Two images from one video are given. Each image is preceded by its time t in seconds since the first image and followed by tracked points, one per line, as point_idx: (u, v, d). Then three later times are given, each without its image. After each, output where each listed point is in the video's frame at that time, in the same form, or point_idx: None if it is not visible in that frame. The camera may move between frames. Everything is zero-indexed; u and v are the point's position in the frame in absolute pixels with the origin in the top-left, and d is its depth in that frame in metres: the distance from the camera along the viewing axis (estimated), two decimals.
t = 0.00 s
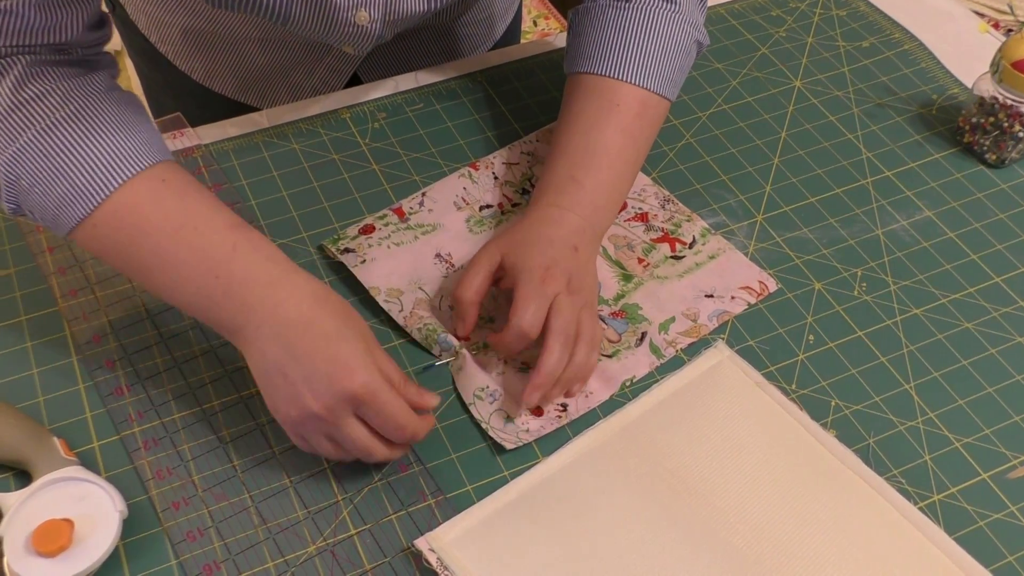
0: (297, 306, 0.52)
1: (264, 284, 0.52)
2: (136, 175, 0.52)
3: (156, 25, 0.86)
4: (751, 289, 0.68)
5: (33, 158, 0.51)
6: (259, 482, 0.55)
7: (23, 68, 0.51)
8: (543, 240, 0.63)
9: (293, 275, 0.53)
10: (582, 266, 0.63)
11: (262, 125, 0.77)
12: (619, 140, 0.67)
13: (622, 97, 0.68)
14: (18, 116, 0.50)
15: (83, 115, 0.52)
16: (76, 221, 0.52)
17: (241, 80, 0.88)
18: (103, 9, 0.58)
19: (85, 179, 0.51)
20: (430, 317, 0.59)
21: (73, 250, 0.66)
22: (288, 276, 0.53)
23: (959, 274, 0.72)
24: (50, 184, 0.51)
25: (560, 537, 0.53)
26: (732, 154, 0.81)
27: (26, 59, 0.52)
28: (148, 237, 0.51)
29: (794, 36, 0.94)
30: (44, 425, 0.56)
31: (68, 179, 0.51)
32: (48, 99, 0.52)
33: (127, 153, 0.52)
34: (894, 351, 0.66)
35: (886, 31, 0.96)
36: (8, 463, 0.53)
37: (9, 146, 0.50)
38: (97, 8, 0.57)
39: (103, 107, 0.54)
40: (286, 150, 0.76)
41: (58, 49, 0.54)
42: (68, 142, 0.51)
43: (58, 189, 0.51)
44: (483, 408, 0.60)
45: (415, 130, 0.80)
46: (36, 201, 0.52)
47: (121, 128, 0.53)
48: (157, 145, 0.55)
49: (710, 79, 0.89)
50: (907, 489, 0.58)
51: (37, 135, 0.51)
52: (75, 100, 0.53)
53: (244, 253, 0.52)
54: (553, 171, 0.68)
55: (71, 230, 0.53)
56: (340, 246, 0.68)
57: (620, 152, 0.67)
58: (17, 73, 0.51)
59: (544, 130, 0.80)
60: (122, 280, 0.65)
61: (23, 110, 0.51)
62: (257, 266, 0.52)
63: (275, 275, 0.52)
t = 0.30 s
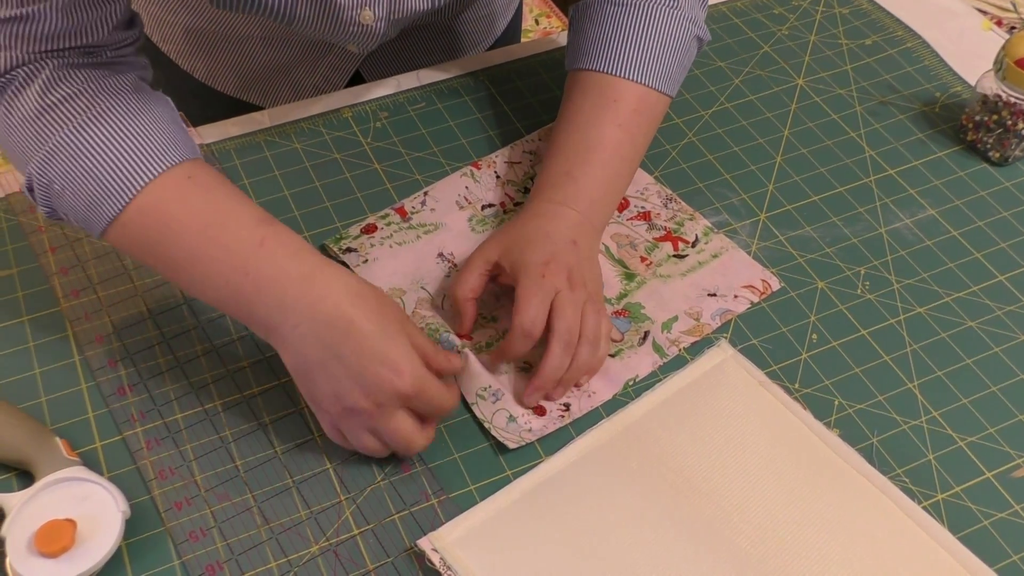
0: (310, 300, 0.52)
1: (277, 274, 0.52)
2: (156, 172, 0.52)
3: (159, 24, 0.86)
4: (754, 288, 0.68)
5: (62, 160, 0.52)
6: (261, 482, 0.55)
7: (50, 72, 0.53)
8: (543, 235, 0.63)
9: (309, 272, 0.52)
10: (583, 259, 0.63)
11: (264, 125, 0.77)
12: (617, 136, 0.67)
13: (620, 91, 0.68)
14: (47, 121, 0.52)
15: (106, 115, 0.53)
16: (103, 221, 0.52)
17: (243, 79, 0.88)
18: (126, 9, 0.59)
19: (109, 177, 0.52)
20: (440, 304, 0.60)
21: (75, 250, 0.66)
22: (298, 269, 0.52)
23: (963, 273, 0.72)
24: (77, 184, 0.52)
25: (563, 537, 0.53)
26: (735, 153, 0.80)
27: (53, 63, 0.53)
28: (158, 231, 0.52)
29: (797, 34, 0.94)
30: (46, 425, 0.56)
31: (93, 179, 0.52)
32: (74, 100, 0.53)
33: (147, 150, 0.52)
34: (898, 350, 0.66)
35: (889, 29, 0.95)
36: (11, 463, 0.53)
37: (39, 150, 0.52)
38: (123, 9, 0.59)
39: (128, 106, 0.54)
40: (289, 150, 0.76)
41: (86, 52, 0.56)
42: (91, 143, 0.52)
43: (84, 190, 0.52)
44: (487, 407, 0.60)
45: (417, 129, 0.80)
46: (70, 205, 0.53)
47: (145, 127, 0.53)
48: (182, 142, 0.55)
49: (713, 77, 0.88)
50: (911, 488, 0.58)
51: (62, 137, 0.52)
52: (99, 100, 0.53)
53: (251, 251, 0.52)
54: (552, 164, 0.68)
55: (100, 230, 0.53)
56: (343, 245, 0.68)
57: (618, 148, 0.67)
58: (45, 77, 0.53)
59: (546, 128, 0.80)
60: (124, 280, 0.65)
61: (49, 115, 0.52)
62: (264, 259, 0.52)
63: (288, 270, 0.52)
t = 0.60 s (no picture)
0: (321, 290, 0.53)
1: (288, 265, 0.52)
2: (211, 165, 0.52)
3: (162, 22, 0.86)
4: (757, 286, 0.68)
5: (116, 159, 0.51)
6: (263, 481, 0.55)
7: (96, 72, 0.52)
8: (543, 234, 0.63)
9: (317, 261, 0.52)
10: (583, 258, 0.63)
11: (266, 123, 0.77)
12: (617, 135, 0.67)
13: (621, 90, 0.68)
14: (98, 121, 0.51)
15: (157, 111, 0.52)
16: (162, 217, 0.52)
17: (246, 77, 0.88)
18: None
19: (166, 173, 0.51)
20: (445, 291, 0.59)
21: (77, 249, 0.66)
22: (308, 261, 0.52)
23: (967, 271, 0.71)
24: (134, 183, 0.52)
25: (566, 537, 0.53)
26: (738, 151, 0.80)
27: (96, 62, 0.52)
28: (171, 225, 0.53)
29: (800, 32, 0.93)
30: (48, 425, 0.56)
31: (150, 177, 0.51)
32: (122, 98, 0.52)
33: (201, 144, 0.52)
34: (902, 349, 0.65)
35: (893, 27, 0.95)
36: (14, 462, 0.53)
37: (93, 151, 0.51)
38: (154, 1, 0.57)
39: (176, 99, 0.54)
40: (290, 148, 0.76)
41: (124, 48, 0.54)
42: (146, 139, 0.52)
43: (141, 186, 0.52)
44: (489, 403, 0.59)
45: (419, 127, 0.80)
46: (128, 204, 0.53)
47: (195, 121, 0.53)
48: (229, 133, 0.55)
49: (716, 76, 0.88)
50: (915, 487, 0.58)
51: (116, 136, 0.51)
52: (147, 96, 0.53)
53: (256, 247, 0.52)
54: (552, 163, 0.68)
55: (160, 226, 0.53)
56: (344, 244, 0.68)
57: (618, 147, 0.67)
58: (92, 78, 0.52)
59: (548, 127, 0.80)
60: (126, 279, 0.65)
61: (101, 115, 0.51)
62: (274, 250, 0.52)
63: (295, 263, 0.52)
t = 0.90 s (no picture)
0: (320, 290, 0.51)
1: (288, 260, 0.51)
2: (233, 166, 0.52)
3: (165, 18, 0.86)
4: (759, 283, 0.68)
5: (139, 160, 0.51)
6: (265, 479, 0.55)
7: (115, 71, 0.52)
8: (546, 230, 0.63)
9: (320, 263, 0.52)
10: (585, 256, 0.63)
11: (267, 120, 0.77)
12: (619, 132, 0.67)
13: (622, 85, 0.68)
14: (120, 122, 0.51)
15: (178, 112, 0.52)
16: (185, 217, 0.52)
17: (248, 73, 0.88)
18: None
19: (190, 173, 0.51)
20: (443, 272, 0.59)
21: (78, 247, 0.66)
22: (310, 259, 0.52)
23: (969, 267, 0.71)
24: (157, 183, 0.52)
25: (568, 533, 0.53)
26: (739, 147, 0.80)
27: (117, 61, 0.52)
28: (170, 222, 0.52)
29: (801, 29, 0.93)
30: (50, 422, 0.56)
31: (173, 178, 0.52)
32: (142, 98, 0.52)
33: (221, 143, 0.52)
34: (904, 345, 0.65)
35: (894, 24, 0.95)
36: (16, 460, 0.53)
37: (115, 152, 0.51)
38: None
39: (196, 99, 0.54)
40: (291, 145, 0.76)
41: (141, 45, 0.54)
42: (168, 139, 0.52)
43: (164, 188, 0.52)
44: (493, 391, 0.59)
45: (420, 124, 0.79)
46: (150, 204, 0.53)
47: (215, 121, 0.53)
48: (248, 131, 0.54)
49: (717, 72, 0.88)
50: (917, 484, 0.57)
51: (140, 137, 0.51)
52: (166, 96, 0.52)
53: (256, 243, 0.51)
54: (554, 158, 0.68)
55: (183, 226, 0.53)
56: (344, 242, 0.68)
57: (621, 144, 0.67)
58: (111, 78, 0.52)
59: (549, 124, 0.80)
60: (128, 277, 0.65)
61: (124, 116, 0.51)
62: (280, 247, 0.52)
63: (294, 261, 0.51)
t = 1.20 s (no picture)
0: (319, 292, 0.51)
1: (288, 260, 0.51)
2: (204, 169, 0.51)
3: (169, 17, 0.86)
4: (761, 280, 0.68)
5: (111, 159, 0.51)
6: (267, 476, 0.55)
7: (99, 69, 0.52)
8: (548, 228, 0.63)
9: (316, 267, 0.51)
10: (588, 253, 0.63)
11: (270, 118, 0.77)
12: (621, 129, 0.67)
13: (625, 84, 0.68)
14: (96, 118, 0.51)
15: (157, 113, 0.52)
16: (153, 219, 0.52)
17: (252, 72, 0.88)
18: None
19: (160, 175, 0.51)
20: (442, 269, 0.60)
21: (81, 244, 0.66)
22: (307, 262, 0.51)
23: (971, 265, 0.71)
24: (126, 182, 0.51)
25: (570, 531, 0.53)
26: (741, 145, 0.80)
27: (101, 59, 0.52)
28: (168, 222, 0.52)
29: (803, 27, 0.93)
30: (53, 419, 0.56)
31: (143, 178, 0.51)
32: (122, 97, 0.51)
33: (197, 148, 0.52)
34: (906, 343, 0.65)
35: (897, 21, 0.95)
36: (18, 457, 0.53)
37: (88, 149, 0.51)
38: None
39: (177, 101, 0.53)
40: (294, 143, 0.76)
41: (132, 46, 0.54)
42: (142, 140, 0.51)
43: (133, 187, 0.51)
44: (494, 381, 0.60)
45: (422, 122, 0.79)
46: (120, 204, 0.52)
47: (195, 125, 0.53)
48: (230, 138, 0.54)
49: (718, 70, 0.88)
50: (919, 481, 0.57)
51: (114, 135, 0.51)
52: (146, 97, 0.52)
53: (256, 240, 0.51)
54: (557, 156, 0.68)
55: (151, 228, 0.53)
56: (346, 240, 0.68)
57: (623, 142, 0.67)
58: (94, 76, 0.51)
59: (552, 121, 0.80)
60: (130, 274, 0.65)
61: (100, 113, 0.51)
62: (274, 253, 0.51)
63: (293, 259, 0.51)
